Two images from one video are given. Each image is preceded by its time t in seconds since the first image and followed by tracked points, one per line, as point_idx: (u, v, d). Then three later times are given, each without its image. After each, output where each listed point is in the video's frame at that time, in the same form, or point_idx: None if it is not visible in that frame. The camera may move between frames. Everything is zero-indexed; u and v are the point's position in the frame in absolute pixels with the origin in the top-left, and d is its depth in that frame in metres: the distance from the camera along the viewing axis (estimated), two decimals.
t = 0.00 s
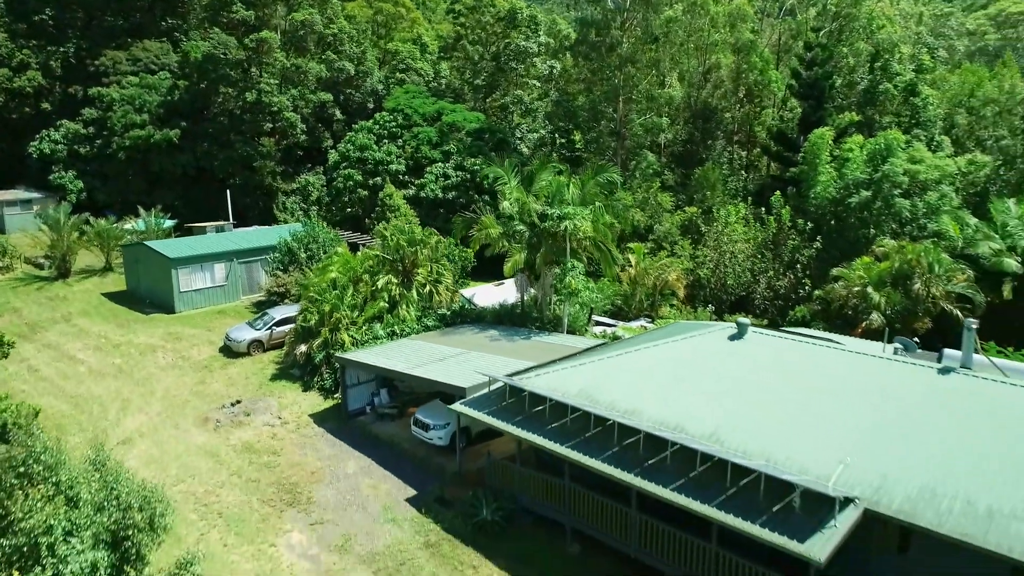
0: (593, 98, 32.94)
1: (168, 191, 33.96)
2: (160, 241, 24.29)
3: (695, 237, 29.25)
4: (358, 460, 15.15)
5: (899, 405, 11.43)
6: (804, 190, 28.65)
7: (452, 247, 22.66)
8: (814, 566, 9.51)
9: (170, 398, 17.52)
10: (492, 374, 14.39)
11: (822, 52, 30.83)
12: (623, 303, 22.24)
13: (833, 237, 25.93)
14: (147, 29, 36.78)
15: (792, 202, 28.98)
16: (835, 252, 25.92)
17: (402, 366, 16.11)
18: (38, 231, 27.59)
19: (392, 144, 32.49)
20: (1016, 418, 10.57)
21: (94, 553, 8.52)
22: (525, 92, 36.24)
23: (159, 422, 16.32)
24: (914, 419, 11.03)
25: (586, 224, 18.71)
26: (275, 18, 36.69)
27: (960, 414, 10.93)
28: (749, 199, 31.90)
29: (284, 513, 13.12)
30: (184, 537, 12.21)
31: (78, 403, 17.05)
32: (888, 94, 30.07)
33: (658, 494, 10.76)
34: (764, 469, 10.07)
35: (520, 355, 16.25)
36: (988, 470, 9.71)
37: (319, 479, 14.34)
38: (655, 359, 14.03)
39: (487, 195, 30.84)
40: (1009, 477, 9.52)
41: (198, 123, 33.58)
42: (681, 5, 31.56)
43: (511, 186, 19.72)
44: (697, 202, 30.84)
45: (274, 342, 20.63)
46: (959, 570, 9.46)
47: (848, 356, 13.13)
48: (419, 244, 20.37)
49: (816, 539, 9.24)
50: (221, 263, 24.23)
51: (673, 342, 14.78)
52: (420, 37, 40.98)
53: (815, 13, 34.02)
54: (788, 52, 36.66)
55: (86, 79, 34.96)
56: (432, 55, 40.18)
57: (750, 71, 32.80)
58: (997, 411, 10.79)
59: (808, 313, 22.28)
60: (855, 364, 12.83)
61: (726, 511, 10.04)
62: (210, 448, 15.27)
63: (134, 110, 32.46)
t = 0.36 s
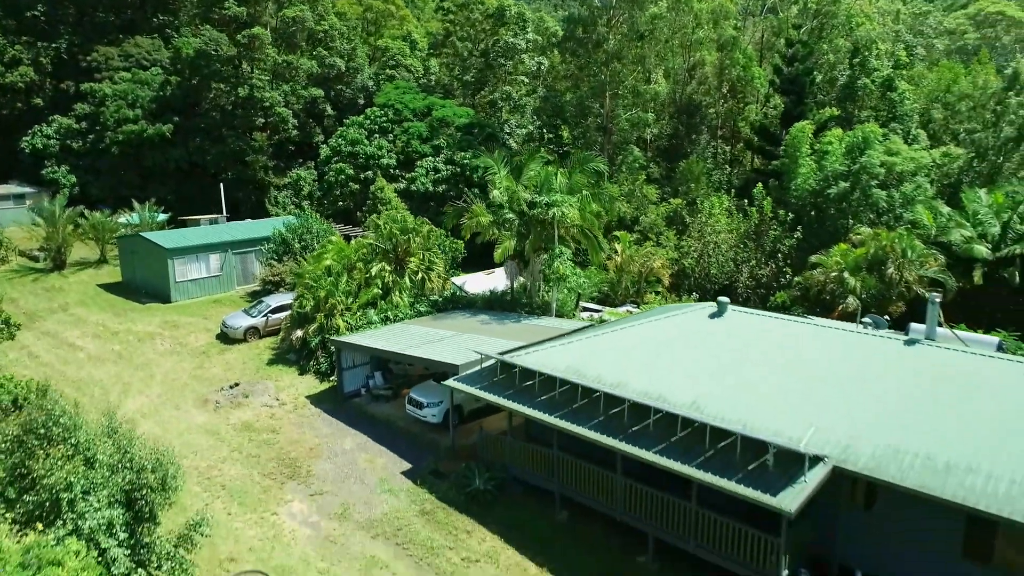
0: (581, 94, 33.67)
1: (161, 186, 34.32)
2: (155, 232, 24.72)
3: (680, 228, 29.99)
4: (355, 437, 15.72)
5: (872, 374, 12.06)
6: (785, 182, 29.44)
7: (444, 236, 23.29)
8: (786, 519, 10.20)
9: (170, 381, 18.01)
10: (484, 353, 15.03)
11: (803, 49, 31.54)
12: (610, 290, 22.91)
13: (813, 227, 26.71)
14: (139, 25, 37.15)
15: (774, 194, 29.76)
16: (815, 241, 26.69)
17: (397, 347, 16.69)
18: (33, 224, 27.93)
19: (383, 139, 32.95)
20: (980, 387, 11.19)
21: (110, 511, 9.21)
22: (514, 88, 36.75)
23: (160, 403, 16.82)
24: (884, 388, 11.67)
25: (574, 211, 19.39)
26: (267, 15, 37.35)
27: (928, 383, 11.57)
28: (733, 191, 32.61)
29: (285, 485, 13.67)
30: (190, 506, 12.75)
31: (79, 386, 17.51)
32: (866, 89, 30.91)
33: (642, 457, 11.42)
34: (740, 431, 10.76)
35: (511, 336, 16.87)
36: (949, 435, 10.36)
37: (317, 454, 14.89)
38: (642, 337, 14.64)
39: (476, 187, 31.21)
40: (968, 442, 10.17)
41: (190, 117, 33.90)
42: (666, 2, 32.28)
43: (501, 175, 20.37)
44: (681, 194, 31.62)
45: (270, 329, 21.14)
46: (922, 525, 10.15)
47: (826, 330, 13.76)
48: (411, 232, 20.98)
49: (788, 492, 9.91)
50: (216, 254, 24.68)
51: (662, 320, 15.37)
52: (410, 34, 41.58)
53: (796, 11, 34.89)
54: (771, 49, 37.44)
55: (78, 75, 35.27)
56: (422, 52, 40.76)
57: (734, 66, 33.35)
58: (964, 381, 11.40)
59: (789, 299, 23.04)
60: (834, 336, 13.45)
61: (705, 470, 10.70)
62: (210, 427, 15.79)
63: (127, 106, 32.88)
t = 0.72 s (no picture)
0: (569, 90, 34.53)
1: (154, 180, 34.68)
2: (150, 224, 25.14)
3: (665, 220, 30.72)
4: (351, 416, 16.28)
5: (844, 347, 12.75)
6: (768, 175, 30.23)
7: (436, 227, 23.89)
8: (761, 479, 10.87)
9: (169, 365, 18.49)
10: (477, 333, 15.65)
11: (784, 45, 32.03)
12: (597, 278, 23.55)
13: (795, 218, 27.49)
14: (131, 21, 37.47)
15: (757, 187, 30.53)
16: (796, 231, 27.51)
17: (392, 329, 17.27)
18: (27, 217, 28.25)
19: (374, 133, 33.41)
20: (944, 357, 11.88)
21: (122, 475, 9.75)
22: (502, 84, 36.34)
23: (160, 385, 17.30)
24: (854, 358, 12.40)
25: (561, 200, 20.07)
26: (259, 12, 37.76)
27: (898, 355, 12.22)
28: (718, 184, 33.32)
29: (285, 460, 14.22)
30: (193, 478, 13.27)
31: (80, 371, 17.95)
32: (846, 85, 31.74)
33: (626, 425, 12.07)
34: (718, 397, 11.43)
35: (502, 319, 17.48)
36: (915, 402, 11.03)
37: (315, 432, 15.44)
38: (628, 317, 15.28)
39: (466, 181, 31.83)
40: (931, 407, 10.87)
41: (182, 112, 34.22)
42: None
43: (491, 166, 21.01)
44: (667, 187, 32.37)
45: (266, 316, 21.64)
46: (887, 484, 10.85)
47: (802, 307, 14.44)
48: (404, 222, 21.58)
49: (763, 453, 10.57)
50: (211, 245, 25.12)
51: (647, 301, 16.01)
52: (400, 31, 42.19)
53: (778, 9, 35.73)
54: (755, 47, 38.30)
55: (71, 71, 35.57)
56: (412, 49, 41.34)
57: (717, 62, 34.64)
58: (932, 353, 12.06)
59: (770, 286, 23.79)
60: (810, 313, 14.11)
61: (686, 435, 11.35)
62: (210, 408, 16.29)
63: (120, 101, 33.21)
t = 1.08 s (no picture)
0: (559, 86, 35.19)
1: (148, 175, 35.05)
2: (147, 216, 25.58)
3: (653, 212, 31.38)
4: (349, 397, 16.83)
5: (820, 321, 13.40)
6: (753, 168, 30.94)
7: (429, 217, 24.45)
8: (740, 444, 11.52)
9: (169, 350, 18.98)
10: (470, 315, 16.21)
11: (768, 41, 32.75)
12: (587, 267, 24.15)
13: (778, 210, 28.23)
14: (124, 18, 37.80)
15: (743, 181, 31.24)
16: (779, 222, 28.25)
17: (387, 313, 17.82)
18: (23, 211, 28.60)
19: (367, 128, 33.83)
20: (914, 332, 12.54)
21: (135, 442, 10.28)
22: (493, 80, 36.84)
23: (161, 369, 17.79)
24: (829, 333, 13.04)
25: (551, 189, 20.67)
26: (252, 9, 38.27)
27: (871, 330, 12.87)
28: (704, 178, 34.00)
29: (285, 436, 14.75)
30: (197, 453, 13.80)
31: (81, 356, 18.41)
32: (828, 80, 32.53)
33: (613, 396, 12.68)
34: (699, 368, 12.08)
35: (494, 303, 18.05)
36: (885, 373, 11.68)
37: (314, 411, 15.98)
38: (616, 297, 15.87)
39: (458, 174, 32.37)
40: (901, 376, 11.53)
41: (176, 108, 34.55)
42: None
43: (483, 157, 21.65)
44: (655, 180, 33.05)
45: (263, 305, 22.15)
46: (861, 449, 11.49)
47: (782, 285, 15.10)
48: (398, 212, 22.10)
49: (741, 418, 11.22)
50: (207, 237, 25.58)
51: (634, 282, 16.61)
52: (391, 29, 42.73)
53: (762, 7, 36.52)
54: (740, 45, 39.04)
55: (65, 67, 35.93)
56: (403, 46, 41.87)
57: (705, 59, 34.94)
58: (902, 327, 12.72)
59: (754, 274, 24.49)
60: (789, 292, 14.74)
61: (669, 404, 11.98)
62: (211, 389, 16.81)
63: (114, 96, 33.59)
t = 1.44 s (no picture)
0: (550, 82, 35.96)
1: (143, 170, 35.46)
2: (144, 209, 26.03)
3: (641, 204, 32.02)
4: (346, 379, 17.38)
5: (798, 299, 14.07)
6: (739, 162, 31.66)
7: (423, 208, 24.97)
8: (721, 413, 12.16)
9: (170, 336, 19.47)
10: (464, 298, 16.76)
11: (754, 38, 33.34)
12: (577, 257, 24.72)
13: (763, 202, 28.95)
14: (119, 14, 38.18)
15: (730, 174, 31.92)
16: (765, 214, 28.95)
17: (382, 298, 18.36)
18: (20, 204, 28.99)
19: (360, 124, 34.18)
20: (887, 309, 13.19)
21: (146, 412, 10.82)
22: (484, 78, 37.69)
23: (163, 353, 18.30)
24: (807, 311, 13.68)
25: (541, 179, 21.28)
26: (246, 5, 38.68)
27: (847, 307, 13.52)
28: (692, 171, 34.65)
29: (286, 415, 15.29)
30: (201, 428, 14.34)
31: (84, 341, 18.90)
32: (812, 76, 33.27)
33: (601, 371, 13.30)
34: (683, 342, 12.72)
35: (487, 287, 18.60)
36: (859, 346, 12.33)
37: (313, 392, 16.53)
38: (605, 280, 16.44)
39: (451, 168, 32.90)
40: (872, 348, 12.21)
41: (170, 103, 34.97)
42: None
43: (476, 149, 22.24)
44: (643, 173, 33.71)
45: (260, 293, 22.66)
46: (837, 418, 12.12)
47: (763, 267, 15.75)
48: (393, 202, 22.62)
49: (722, 388, 11.86)
50: (204, 228, 26.04)
51: (621, 267, 17.24)
52: (383, 26, 43.25)
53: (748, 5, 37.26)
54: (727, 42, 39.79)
55: (60, 63, 36.34)
56: (396, 43, 42.36)
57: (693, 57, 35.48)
58: (876, 305, 13.37)
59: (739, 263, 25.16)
60: (770, 274, 15.36)
61: (655, 377, 12.60)
62: (212, 372, 17.33)
63: (109, 91, 33.99)
